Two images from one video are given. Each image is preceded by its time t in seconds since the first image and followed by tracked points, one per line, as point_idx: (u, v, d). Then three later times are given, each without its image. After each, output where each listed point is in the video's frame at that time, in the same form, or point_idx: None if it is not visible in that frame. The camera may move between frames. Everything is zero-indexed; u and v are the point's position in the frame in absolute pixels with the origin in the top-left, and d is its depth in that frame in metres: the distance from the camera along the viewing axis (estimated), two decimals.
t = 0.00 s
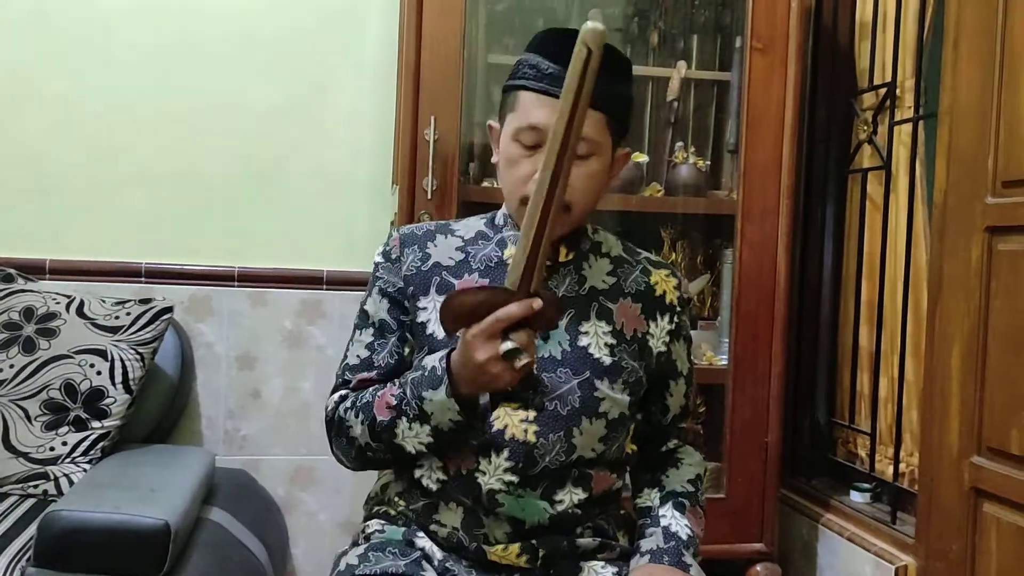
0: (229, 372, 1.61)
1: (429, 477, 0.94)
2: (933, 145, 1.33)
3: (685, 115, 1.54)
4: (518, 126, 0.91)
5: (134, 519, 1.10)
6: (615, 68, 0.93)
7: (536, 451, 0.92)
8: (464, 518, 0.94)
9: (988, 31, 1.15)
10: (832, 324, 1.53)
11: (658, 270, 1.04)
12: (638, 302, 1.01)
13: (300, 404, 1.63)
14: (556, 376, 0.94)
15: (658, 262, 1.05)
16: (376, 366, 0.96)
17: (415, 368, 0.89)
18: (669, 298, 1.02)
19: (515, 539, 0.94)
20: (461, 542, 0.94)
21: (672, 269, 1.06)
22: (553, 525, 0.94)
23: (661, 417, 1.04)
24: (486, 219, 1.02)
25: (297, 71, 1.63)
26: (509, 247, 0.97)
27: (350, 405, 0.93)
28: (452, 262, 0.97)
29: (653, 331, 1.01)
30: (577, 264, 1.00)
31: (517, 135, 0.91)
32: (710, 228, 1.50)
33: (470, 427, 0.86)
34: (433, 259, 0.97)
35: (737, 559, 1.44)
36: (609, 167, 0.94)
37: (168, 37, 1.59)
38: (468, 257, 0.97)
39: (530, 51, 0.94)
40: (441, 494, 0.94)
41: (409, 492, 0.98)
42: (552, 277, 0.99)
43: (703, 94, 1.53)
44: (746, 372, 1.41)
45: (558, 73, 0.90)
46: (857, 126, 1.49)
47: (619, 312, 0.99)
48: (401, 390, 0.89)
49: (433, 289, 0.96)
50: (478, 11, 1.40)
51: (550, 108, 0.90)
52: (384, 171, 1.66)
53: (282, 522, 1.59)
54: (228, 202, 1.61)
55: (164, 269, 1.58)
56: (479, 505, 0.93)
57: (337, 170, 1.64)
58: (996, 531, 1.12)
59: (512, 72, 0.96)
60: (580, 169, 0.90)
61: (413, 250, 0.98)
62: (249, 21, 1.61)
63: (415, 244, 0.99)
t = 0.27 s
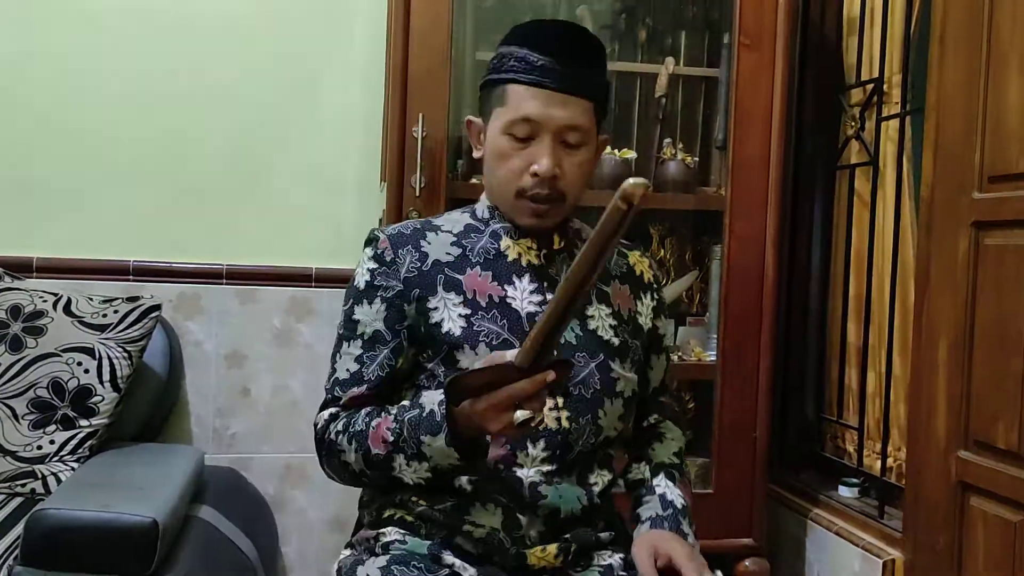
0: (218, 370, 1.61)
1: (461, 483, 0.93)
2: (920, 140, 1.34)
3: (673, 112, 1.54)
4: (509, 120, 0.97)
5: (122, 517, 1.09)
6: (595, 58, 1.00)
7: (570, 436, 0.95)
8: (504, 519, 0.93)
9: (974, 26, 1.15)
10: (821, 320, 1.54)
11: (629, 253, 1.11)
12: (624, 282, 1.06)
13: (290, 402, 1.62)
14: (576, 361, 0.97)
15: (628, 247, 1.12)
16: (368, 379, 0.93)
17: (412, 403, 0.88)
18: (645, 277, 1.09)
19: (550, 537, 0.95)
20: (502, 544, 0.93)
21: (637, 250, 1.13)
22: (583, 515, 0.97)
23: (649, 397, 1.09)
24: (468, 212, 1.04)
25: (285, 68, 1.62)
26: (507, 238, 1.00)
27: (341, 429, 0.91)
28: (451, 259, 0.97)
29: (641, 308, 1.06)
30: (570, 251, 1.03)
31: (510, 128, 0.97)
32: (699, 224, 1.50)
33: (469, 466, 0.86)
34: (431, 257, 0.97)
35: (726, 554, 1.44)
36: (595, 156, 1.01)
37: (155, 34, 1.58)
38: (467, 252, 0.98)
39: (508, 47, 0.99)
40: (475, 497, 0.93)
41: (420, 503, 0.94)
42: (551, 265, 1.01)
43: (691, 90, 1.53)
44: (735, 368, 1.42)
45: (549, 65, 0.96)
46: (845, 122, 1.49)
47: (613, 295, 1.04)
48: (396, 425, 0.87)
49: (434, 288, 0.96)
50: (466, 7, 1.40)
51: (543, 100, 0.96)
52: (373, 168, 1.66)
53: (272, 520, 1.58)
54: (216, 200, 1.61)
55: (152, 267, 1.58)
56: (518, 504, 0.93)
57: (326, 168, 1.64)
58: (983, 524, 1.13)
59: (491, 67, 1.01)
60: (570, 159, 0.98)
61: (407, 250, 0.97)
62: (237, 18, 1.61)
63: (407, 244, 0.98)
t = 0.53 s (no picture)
0: (211, 369, 1.60)
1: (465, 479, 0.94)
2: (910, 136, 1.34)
3: (665, 108, 1.54)
4: (462, 126, 0.97)
5: (114, 516, 1.09)
6: (533, 55, 1.02)
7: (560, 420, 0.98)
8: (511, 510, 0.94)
9: (964, 22, 1.15)
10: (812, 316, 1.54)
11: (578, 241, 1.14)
12: (583, 267, 1.09)
13: (283, 400, 1.62)
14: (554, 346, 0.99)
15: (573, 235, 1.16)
16: (348, 382, 0.92)
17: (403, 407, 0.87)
18: (598, 257, 1.13)
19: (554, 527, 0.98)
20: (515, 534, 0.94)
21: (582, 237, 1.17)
22: (579, 496, 1.00)
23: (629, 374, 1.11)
24: (428, 213, 1.05)
25: (275, 66, 1.62)
26: (471, 232, 1.02)
27: (325, 438, 0.89)
28: (423, 256, 0.98)
29: (603, 287, 1.10)
30: (531, 242, 1.06)
31: (462, 134, 0.97)
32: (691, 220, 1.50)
33: (465, 468, 0.87)
34: (404, 256, 0.98)
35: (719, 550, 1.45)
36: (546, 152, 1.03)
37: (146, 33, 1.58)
38: (437, 249, 0.99)
39: (449, 55, 1.00)
40: (480, 490, 0.94)
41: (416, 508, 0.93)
42: (518, 256, 1.03)
43: (683, 86, 1.53)
44: (727, 364, 1.42)
45: (487, 66, 0.98)
46: (836, 118, 1.49)
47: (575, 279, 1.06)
48: (388, 430, 0.87)
49: (410, 285, 0.96)
50: (457, 3, 1.40)
51: (491, 102, 0.97)
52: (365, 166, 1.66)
53: (266, 518, 1.58)
54: (207, 198, 1.61)
55: (144, 265, 1.57)
56: (522, 491, 0.96)
57: (318, 165, 1.64)
58: (975, 519, 1.13)
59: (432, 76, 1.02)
60: (526, 156, 0.99)
61: (379, 250, 0.97)
62: (228, 16, 1.60)
63: (377, 245, 0.98)
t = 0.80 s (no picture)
0: (208, 367, 1.61)
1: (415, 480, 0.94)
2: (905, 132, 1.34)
3: (661, 105, 1.54)
4: (416, 121, 0.98)
5: (111, 513, 1.09)
6: (485, 51, 1.02)
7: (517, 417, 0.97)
8: (469, 516, 0.93)
9: (959, 19, 1.16)
10: (808, 312, 1.54)
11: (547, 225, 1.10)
12: (549, 254, 1.05)
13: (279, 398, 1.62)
14: (509, 342, 0.97)
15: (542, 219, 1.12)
16: (295, 371, 0.90)
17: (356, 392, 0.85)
18: (567, 239, 1.08)
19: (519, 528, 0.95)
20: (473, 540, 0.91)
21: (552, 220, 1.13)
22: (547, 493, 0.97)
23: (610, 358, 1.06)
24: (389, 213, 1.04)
25: (269, 63, 1.62)
26: (428, 230, 1.01)
27: (270, 421, 0.86)
28: (379, 255, 0.98)
29: (571, 270, 1.06)
30: (492, 235, 1.04)
31: (416, 129, 0.98)
32: (686, 217, 1.50)
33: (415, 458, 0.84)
34: (359, 255, 0.97)
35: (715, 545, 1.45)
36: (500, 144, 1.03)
37: (140, 30, 1.58)
38: (393, 248, 0.99)
39: (399, 54, 1.01)
40: (437, 497, 0.93)
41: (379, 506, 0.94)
42: (476, 251, 1.01)
43: (679, 83, 1.53)
44: (723, 360, 1.42)
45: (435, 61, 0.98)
46: (831, 115, 1.49)
47: (541, 269, 1.04)
48: (339, 414, 0.84)
49: (365, 283, 0.96)
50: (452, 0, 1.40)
51: (443, 96, 0.98)
52: (361, 163, 1.66)
53: (263, 516, 1.59)
54: (202, 196, 1.60)
55: (140, 263, 1.57)
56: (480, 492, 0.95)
57: (313, 163, 1.64)
58: (970, 513, 1.14)
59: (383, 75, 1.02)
60: (480, 148, 0.99)
61: (334, 249, 0.97)
62: (223, 14, 1.60)
63: (333, 244, 0.98)
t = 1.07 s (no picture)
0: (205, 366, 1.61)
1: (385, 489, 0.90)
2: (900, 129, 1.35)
3: (657, 102, 1.55)
4: (367, 122, 0.89)
5: (108, 512, 1.09)
6: (442, 31, 0.91)
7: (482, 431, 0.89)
8: (438, 524, 0.87)
9: (954, 15, 1.16)
10: (803, 308, 1.54)
11: (543, 213, 0.99)
12: (532, 248, 0.95)
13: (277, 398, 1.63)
14: (478, 350, 0.89)
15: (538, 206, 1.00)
16: (244, 365, 0.85)
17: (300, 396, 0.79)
18: (558, 228, 0.96)
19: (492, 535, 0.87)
20: (441, 548, 0.85)
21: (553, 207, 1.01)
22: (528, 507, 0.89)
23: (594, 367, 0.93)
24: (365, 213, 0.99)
25: (263, 61, 1.61)
26: (398, 231, 0.94)
27: (207, 413, 0.81)
28: (346, 260, 0.92)
29: (557, 264, 0.94)
30: (470, 231, 0.95)
31: (370, 130, 0.89)
32: (682, 214, 1.50)
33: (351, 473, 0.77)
34: (326, 259, 0.92)
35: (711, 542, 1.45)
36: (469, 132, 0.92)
37: (135, 28, 1.58)
38: (362, 252, 0.93)
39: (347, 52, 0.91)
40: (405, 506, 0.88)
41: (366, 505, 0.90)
42: (448, 251, 0.93)
43: (674, 80, 1.53)
44: (719, 356, 1.42)
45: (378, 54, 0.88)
46: (827, 111, 1.49)
47: (521, 266, 0.93)
48: (276, 416, 0.78)
49: (327, 290, 0.91)
50: None
51: (391, 93, 0.88)
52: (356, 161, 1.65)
53: (260, 515, 1.59)
54: (198, 194, 1.60)
55: (136, 262, 1.57)
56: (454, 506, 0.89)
57: (308, 161, 1.63)
58: (966, 509, 1.14)
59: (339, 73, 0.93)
60: (441, 143, 0.89)
61: (301, 252, 0.93)
62: (218, 12, 1.60)
63: (301, 247, 0.93)
